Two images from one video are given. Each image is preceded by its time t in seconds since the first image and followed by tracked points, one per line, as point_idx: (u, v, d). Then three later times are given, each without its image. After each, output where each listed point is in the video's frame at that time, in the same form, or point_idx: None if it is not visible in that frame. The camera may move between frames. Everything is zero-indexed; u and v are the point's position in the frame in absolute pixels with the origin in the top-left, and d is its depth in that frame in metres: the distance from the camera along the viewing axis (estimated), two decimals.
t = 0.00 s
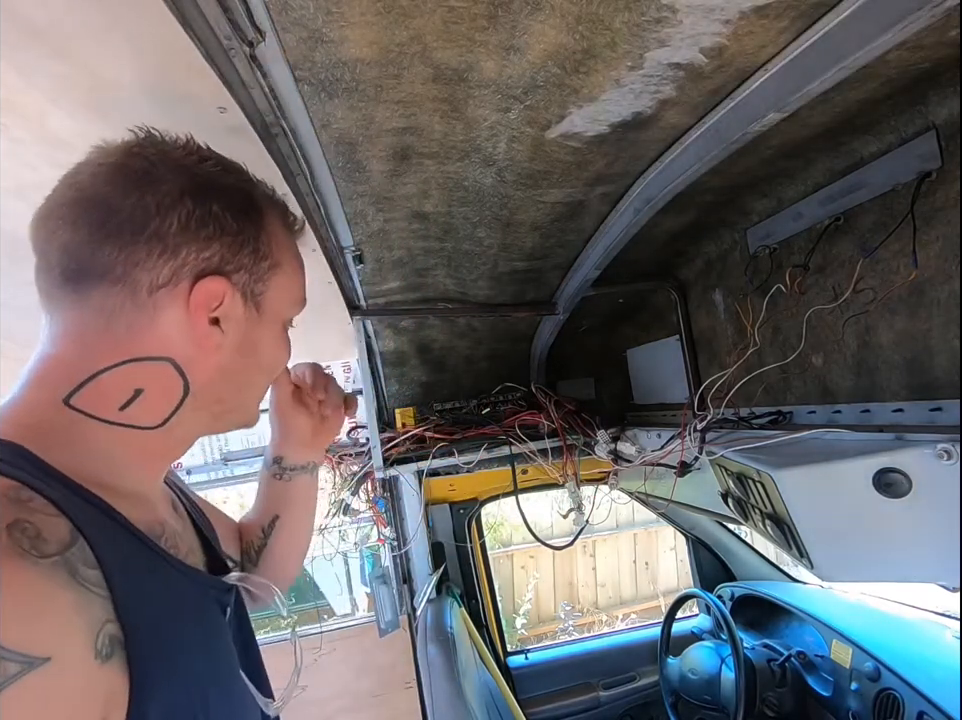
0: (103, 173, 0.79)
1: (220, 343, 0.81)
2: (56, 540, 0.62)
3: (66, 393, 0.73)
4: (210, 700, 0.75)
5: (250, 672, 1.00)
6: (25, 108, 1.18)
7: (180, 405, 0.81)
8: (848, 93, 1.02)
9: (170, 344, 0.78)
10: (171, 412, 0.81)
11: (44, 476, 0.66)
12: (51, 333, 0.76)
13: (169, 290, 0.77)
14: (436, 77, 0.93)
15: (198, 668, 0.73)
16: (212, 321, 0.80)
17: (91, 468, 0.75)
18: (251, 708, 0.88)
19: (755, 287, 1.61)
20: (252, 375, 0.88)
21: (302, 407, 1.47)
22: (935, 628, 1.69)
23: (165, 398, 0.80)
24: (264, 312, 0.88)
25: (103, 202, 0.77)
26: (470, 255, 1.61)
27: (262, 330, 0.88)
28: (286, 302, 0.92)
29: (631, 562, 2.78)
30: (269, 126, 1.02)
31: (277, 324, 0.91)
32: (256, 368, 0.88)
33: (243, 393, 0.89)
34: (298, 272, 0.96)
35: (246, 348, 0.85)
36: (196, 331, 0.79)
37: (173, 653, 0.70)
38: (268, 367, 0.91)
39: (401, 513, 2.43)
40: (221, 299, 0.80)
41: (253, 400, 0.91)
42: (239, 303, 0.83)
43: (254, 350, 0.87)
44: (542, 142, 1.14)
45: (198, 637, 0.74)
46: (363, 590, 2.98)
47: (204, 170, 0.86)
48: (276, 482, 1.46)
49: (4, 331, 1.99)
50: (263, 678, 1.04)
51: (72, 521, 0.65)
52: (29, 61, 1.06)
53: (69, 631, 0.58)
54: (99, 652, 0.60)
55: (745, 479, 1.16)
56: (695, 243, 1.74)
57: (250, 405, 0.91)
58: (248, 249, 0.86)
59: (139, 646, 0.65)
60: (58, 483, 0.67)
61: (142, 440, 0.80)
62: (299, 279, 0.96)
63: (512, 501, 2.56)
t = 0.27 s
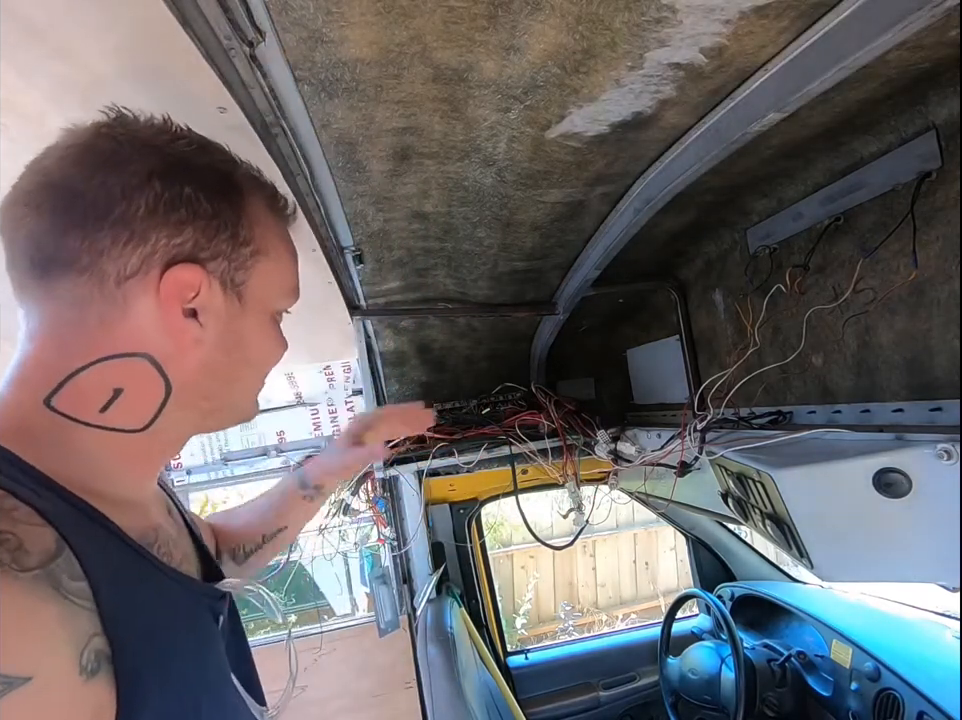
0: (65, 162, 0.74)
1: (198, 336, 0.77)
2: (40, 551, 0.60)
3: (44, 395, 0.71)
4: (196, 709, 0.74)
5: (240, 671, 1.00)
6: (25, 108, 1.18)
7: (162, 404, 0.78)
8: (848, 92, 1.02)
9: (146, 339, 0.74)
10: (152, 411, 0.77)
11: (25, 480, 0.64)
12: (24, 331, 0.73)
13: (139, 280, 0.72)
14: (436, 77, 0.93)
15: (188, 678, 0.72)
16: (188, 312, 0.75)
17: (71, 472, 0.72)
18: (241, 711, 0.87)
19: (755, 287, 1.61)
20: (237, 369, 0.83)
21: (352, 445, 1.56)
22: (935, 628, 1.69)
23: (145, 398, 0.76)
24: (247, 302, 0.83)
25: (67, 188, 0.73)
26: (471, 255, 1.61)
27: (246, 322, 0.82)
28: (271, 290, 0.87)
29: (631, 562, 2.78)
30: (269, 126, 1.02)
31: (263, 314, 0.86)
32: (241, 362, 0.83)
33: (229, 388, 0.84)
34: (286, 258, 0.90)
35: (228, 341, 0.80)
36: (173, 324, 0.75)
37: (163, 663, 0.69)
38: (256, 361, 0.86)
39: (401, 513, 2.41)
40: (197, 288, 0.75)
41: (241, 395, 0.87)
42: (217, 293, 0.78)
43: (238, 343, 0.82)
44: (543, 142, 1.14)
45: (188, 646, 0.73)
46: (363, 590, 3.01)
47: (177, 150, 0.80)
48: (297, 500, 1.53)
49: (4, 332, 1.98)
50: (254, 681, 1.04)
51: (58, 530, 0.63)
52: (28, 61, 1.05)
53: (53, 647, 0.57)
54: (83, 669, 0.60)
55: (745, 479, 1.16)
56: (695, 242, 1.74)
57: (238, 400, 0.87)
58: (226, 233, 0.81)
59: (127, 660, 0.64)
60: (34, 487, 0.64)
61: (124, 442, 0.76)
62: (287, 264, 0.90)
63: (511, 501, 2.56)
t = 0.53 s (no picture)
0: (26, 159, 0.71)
1: (179, 333, 0.76)
2: (19, 565, 0.60)
3: (24, 397, 0.71)
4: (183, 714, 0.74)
5: (232, 671, 0.99)
6: (25, 108, 1.18)
7: (145, 402, 0.77)
8: (848, 93, 1.02)
9: (125, 338, 0.73)
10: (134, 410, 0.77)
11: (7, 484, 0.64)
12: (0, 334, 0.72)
13: (113, 278, 0.71)
14: (436, 77, 0.93)
15: (175, 685, 0.72)
16: (168, 309, 0.74)
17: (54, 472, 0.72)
18: (233, 712, 0.87)
19: (755, 287, 1.61)
20: (221, 364, 0.82)
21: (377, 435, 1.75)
22: (935, 628, 1.68)
23: (127, 397, 0.75)
24: (229, 296, 0.81)
25: (29, 184, 0.71)
26: (470, 255, 1.61)
27: (229, 316, 0.81)
28: (253, 282, 0.85)
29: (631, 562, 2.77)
30: (268, 126, 1.02)
31: (246, 307, 0.84)
32: (225, 357, 0.82)
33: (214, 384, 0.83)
34: (270, 249, 0.88)
35: (211, 337, 0.79)
36: (153, 322, 0.74)
37: (150, 669, 0.69)
38: (240, 355, 0.85)
39: (401, 513, 2.40)
40: (177, 285, 0.74)
41: (228, 389, 0.86)
42: (198, 289, 0.76)
43: (221, 338, 0.81)
44: (542, 142, 1.14)
45: (177, 651, 0.73)
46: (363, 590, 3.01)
47: (145, 137, 0.77)
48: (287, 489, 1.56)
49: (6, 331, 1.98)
50: (247, 681, 1.03)
51: (40, 538, 0.63)
52: (28, 60, 1.05)
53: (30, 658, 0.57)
54: (62, 682, 0.59)
55: (745, 479, 1.16)
56: (695, 242, 1.74)
57: (224, 393, 0.86)
58: (203, 224, 0.78)
59: (110, 667, 0.64)
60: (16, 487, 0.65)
61: (108, 441, 0.76)
62: (271, 255, 0.88)
63: (512, 501, 2.56)
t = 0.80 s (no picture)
0: (28, 161, 0.72)
1: (176, 334, 0.76)
2: (25, 558, 0.60)
3: (25, 396, 0.71)
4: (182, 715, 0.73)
5: (229, 672, 0.99)
6: (25, 108, 1.18)
7: (144, 403, 0.77)
8: (848, 93, 1.02)
9: (124, 339, 0.73)
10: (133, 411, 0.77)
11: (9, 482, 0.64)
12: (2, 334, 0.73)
13: (112, 279, 0.71)
14: (436, 77, 0.93)
15: (175, 684, 0.72)
16: (165, 310, 0.74)
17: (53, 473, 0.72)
18: (231, 713, 0.87)
19: (755, 287, 1.61)
20: (219, 366, 0.82)
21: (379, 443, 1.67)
22: (934, 628, 1.68)
23: (127, 397, 0.75)
24: (227, 298, 0.81)
25: (27, 188, 0.71)
26: (471, 255, 1.61)
27: (227, 318, 0.81)
28: (250, 285, 0.85)
29: (631, 562, 2.77)
30: (268, 126, 1.02)
31: (243, 309, 0.84)
32: (223, 359, 0.82)
33: (212, 385, 0.83)
34: (267, 252, 0.88)
35: (209, 338, 0.79)
36: (151, 323, 0.74)
37: (151, 666, 0.68)
38: (239, 357, 0.85)
39: (401, 513, 2.42)
40: (174, 286, 0.74)
41: (226, 391, 0.86)
42: (196, 290, 0.76)
43: (219, 340, 0.81)
44: (542, 142, 1.14)
45: (178, 650, 0.73)
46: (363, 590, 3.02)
47: (144, 143, 0.78)
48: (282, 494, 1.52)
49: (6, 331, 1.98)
50: (245, 681, 1.03)
51: (44, 535, 0.63)
52: (28, 60, 1.05)
53: (36, 653, 0.57)
54: (66, 674, 0.59)
55: (745, 479, 1.16)
56: (695, 242, 1.74)
57: (223, 395, 0.86)
58: (200, 227, 0.78)
59: (114, 662, 0.64)
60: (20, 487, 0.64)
61: (107, 442, 0.76)
62: (268, 257, 0.88)
63: (511, 501, 2.56)
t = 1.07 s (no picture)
0: (29, 161, 0.72)
1: (176, 334, 0.76)
2: (24, 561, 0.60)
3: (27, 397, 0.71)
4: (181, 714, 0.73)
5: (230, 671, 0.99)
6: (25, 108, 1.18)
7: (144, 402, 0.77)
8: (848, 92, 1.02)
9: (124, 339, 0.73)
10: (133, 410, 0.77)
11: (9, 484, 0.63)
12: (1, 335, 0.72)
13: (112, 280, 0.71)
14: (436, 77, 0.93)
15: (173, 683, 0.72)
16: (165, 310, 0.74)
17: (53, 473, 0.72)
18: (230, 713, 0.87)
19: (755, 287, 1.61)
20: (217, 366, 0.82)
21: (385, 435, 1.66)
22: (935, 629, 1.66)
23: (128, 396, 0.76)
24: (226, 298, 0.81)
25: (23, 189, 0.71)
26: (470, 255, 1.61)
27: (225, 318, 0.81)
28: (247, 285, 0.85)
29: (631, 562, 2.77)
30: (268, 126, 1.02)
31: (241, 309, 0.84)
32: (221, 358, 0.82)
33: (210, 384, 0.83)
34: (265, 251, 0.88)
35: (208, 338, 0.79)
36: (151, 323, 0.74)
37: (150, 665, 0.69)
38: (236, 356, 0.85)
39: (401, 513, 2.41)
40: (174, 287, 0.74)
41: (224, 390, 0.86)
42: (195, 291, 0.77)
43: (218, 339, 0.81)
44: (542, 142, 1.14)
45: (174, 650, 0.73)
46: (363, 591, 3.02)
47: (141, 145, 0.77)
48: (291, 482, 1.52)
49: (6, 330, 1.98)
50: (245, 681, 1.03)
51: (44, 536, 0.63)
52: (28, 62, 1.05)
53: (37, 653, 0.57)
54: (66, 674, 0.59)
55: (745, 479, 1.16)
56: (695, 243, 1.74)
57: (221, 395, 0.86)
58: (198, 228, 0.78)
59: (113, 659, 0.64)
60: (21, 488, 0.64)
61: (108, 441, 0.76)
62: (265, 258, 0.88)
63: (511, 501, 2.56)
